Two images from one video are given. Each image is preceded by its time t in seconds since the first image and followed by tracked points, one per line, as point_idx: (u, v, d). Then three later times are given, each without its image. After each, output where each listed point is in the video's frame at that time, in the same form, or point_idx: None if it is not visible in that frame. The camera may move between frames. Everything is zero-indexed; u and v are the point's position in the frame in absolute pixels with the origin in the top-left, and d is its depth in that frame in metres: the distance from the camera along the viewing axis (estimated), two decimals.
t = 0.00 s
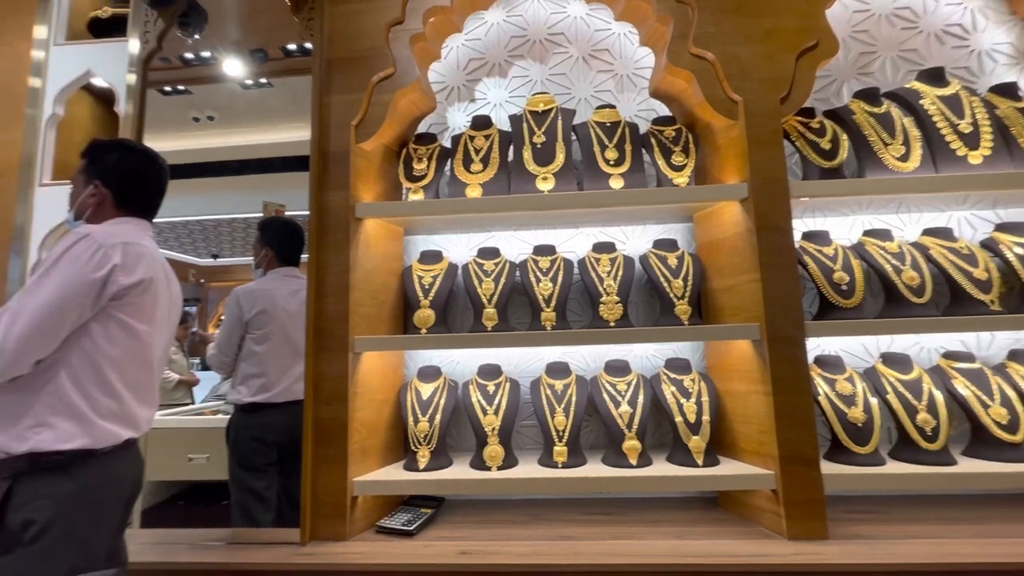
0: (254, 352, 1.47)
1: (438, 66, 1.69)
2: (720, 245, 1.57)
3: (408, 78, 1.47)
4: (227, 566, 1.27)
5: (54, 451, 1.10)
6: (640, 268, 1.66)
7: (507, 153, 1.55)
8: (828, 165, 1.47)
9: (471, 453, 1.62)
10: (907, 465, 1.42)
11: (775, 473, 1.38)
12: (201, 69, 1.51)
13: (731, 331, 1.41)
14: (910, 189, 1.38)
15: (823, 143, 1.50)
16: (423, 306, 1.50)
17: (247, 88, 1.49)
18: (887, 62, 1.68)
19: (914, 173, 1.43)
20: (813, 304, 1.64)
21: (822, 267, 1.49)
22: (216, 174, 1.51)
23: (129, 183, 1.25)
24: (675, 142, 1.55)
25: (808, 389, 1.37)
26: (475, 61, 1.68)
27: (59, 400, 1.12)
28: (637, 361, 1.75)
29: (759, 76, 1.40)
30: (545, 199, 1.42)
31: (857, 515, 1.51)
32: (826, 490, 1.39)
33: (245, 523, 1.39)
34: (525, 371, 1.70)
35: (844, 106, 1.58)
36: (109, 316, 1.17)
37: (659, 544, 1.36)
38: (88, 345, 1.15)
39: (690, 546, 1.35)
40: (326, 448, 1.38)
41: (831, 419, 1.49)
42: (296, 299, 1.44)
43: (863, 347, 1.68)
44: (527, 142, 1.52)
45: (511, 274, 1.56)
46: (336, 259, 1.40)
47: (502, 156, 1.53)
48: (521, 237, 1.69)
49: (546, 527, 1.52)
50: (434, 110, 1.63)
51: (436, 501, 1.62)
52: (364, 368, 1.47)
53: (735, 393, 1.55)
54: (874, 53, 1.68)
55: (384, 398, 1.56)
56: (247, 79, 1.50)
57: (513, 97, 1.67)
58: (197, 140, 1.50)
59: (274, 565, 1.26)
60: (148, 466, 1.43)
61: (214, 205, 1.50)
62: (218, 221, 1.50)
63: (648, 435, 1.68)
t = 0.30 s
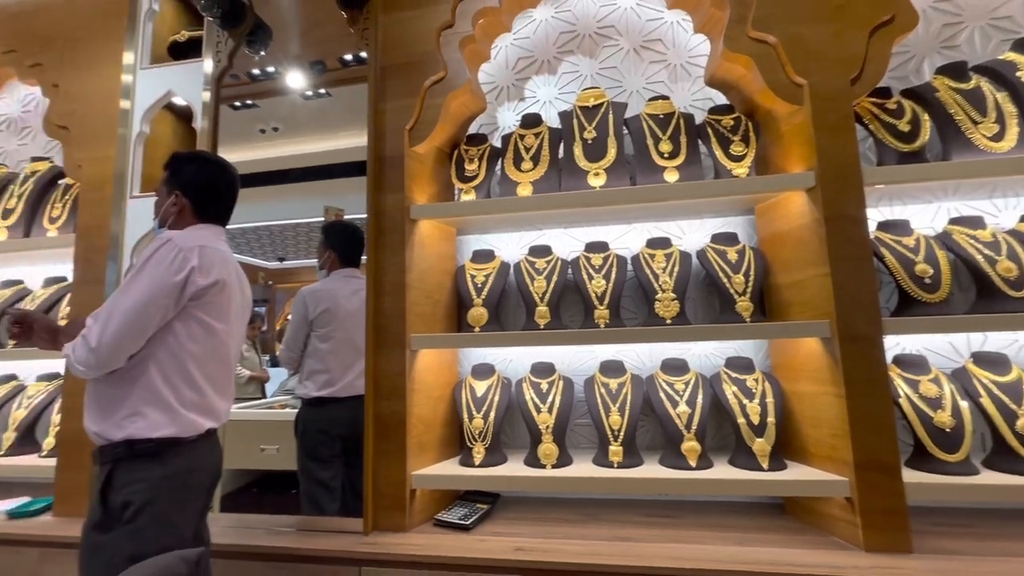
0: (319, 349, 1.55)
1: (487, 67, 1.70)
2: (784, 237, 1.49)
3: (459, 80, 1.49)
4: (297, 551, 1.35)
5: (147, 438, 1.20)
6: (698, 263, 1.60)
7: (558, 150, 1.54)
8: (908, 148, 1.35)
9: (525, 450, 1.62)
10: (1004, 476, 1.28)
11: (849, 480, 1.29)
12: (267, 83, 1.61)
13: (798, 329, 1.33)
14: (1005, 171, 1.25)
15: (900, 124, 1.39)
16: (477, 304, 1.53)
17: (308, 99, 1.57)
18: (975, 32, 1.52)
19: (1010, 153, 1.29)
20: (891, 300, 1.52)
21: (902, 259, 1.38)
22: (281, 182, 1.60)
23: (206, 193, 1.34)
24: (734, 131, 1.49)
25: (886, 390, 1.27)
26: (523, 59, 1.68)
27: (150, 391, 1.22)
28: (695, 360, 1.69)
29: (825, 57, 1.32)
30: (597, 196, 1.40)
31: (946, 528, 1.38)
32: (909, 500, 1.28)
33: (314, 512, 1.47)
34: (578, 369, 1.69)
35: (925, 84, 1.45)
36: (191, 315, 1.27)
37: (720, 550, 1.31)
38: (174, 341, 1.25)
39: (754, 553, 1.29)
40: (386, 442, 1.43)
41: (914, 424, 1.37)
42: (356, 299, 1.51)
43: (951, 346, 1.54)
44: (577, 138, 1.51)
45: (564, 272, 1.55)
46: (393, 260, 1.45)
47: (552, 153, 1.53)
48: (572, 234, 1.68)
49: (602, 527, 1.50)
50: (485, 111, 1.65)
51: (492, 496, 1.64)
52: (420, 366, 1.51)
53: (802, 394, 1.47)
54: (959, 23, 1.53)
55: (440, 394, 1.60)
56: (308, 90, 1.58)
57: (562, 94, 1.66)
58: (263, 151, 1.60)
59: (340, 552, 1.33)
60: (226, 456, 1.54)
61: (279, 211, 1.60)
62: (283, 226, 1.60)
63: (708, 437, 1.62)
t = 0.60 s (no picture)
0: (373, 348, 1.60)
1: (531, 65, 1.69)
2: (852, 228, 1.39)
3: (503, 80, 1.49)
4: (355, 542, 1.40)
5: (217, 431, 1.28)
6: (756, 257, 1.52)
7: (605, 145, 1.50)
8: (995, 126, 1.23)
9: (576, 450, 1.60)
10: None
11: (931, 490, 1.18)
12: (320, 93, 1.67)
13: (869, 326, 1.24)
14: None
15: (986, 100, 1.26)
16: (524, 302, 1.52)
17: (358, 106, 1.63)
18: None
19: None
20: (978, 294, 1.38)
21: (990, 249, 1.25)
22: (335, 187, 1.66)
23: (262, 198, 1.41)
24: (793, 116, 1.40)
25: (972, 391, 1.16)
26: (568, 55, 1.66)
27: (220, 388, 1.30)
28: (755, 359, 1.61)
29: (895, 31, 1.22)
30: (645, 190, 1.36)
31: None
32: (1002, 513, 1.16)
33: (371, 505, 1.51)
34: (629, 368, 1.65)
35: (1014, 55, 1.32)
36: (255, 316, 1.35)
37: (784, 560, 1.24)
38: (241, 341, 1.33)
39: (822, 564, 1.21)
40: (438, 439, 1.46)
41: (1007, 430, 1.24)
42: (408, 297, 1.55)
43: None
44: (625, 132, 1.47)
45: (613, 269, 1.52)
46: (441, 260, 1.47)
47: (599, 148, 1.50)
48: (622, 230, 1.64)
49: (656, 530, 1.45)
50: (530, 109, 1.64)
51: (543, 496, 1.63)
52: (470, 364, 1.52)
53: (875, 396, 1.36)
54: None
55: (490, 393, 1.60)
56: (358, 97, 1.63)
57: (609, 87, 1.62)
58: (318, 158, 1.67)
59: (395, 545, 1.36)
60: (289, 450, 1.62)
61: (334, 215, 1.67)
62: (338, 230, 1.66)
63: (770, 440, 1.54)
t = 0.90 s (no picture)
0: (420, 348, 1.64)
1: (572, 61, 1.67)
2: (922, 217, 1.29)
3: (544, 78, 1.48)
4: (406, 537, 1.43)
5: (276, 427, 1.34)
6: (814, 251, 1.44)
7: (650, 139, 1.46)
8: None
9: (624, 451, 1.57)
10: None
11: (1019, 502, 1.07)
12: (366, 101, 1.72)
13: (943, 322, 1.15)
14: None
15: None
16: (569, 301, 1.51)
17: (403, 111, 1.66)
18: None
19: None
20: None
21: None
22: (381, 191, 1.70)
23: (315, 205, 1.47)
24: (854, 101, 1.31)
25: None
26: (610, 49, 1.63)
27: (278, 386, 1.36)
28: (815, 359, 1.53)
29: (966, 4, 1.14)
30: (692, 183, 1.32)
31: None
32: None
33: (421, 501, 1.54)
34: (678, 368, 1.60)
35: None
36: (310, 317, 1.41)
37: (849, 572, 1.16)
38: (297, 340, 1.39)
39: None
40: (485, 437, 1.47)
41: None
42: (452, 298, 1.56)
43: None
44: (670, 125, 1.42)
45: (660, 266, 1.48)
46: (486, 260, 1.48)
47: (644, 143, 1.46)
48: (669, 226, 1.59)
49: (709, 535, 1.40)
50: (571, 105, 1.62)
51: (590, 497, 1.61)
52: (515, 363, 1.52)
53: (951, 398, 1.26)
54: None
55: (535, 392, 1.59)
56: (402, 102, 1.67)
57: (653, 80, 1.58)
58: (366, 164, 1.72)
59: (443, 541, 1.39)
60: (343, 446, 1.68)
61: (381, 218, 1.71)
62: (385, 232, 1.72)
63: (832, 445, 1.45)
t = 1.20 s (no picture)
0: (458, 348, 1.66)
1: (610, 56, 1.64)
2: (996, 203, 1.19)
3: (581, 73, 1.46)
4: (450, 534, 1.45)
5: (318, 421, 1.39)
6: (872, 243, 1.36)
7: (691, 131, 1.41)
8: None
9: (669, 452, 1.53)
10: None
11: None
12: (406, 105, 1.75)
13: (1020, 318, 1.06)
14: None
15: None
16: (610, 299, 1.49)
17: (441, 114, 1.68)
18: None
19: None
20: None
21: None
22: (421, 194, 1.73)
23: (360, 212, 1.52)
24: (915, 82, 1.22)
25: None
26: (649, 41, 1.59)
27: (319, 382, 1.41)
28: (876, 359, 1.43)
29: None
30: (737, 175, 1.26)
31: None
32: None
33: (461, 498, 1.56)
34: (725, 368, 1.54)
35: None
36: (349, 315, 1.45)
37: None
38: (337, 336, 1.44)
39: None
40: (526, 436, 1.47)
41: None
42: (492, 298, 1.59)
43: None
44: (713, 115, 1.36)
45: (704, 262, 1.43)
46: (525, 260, 1.48)
47: (685, 136, 1.41)
48: (712, 220, 1.54)
49: (760, 541, 1.34)
50: (609, 101, 1.59)
51: (634, 498, 1.57)
52: (555, 361, 1.51)
53: None
54: None
55: (576, 392, 1.57)
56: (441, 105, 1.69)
57: (694, 71, 1.53)
58: (406, 167, 1.75)
59: (489, 539, 1.39)
60: (388, 443, 1.72)
61: (421, 220, 1.74)
62: (426, 234, 1.75)
63: (895, 449, 1.37)
